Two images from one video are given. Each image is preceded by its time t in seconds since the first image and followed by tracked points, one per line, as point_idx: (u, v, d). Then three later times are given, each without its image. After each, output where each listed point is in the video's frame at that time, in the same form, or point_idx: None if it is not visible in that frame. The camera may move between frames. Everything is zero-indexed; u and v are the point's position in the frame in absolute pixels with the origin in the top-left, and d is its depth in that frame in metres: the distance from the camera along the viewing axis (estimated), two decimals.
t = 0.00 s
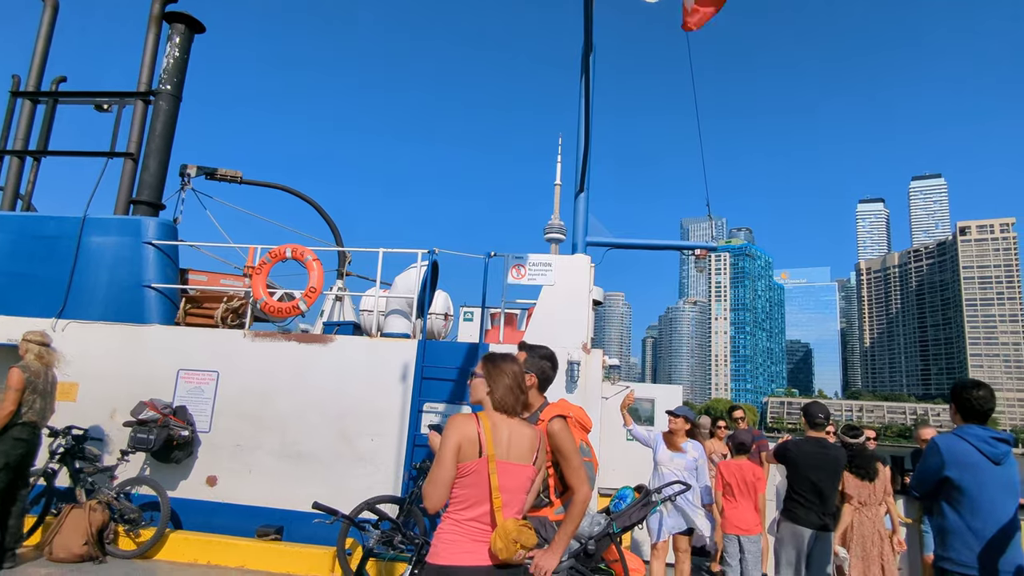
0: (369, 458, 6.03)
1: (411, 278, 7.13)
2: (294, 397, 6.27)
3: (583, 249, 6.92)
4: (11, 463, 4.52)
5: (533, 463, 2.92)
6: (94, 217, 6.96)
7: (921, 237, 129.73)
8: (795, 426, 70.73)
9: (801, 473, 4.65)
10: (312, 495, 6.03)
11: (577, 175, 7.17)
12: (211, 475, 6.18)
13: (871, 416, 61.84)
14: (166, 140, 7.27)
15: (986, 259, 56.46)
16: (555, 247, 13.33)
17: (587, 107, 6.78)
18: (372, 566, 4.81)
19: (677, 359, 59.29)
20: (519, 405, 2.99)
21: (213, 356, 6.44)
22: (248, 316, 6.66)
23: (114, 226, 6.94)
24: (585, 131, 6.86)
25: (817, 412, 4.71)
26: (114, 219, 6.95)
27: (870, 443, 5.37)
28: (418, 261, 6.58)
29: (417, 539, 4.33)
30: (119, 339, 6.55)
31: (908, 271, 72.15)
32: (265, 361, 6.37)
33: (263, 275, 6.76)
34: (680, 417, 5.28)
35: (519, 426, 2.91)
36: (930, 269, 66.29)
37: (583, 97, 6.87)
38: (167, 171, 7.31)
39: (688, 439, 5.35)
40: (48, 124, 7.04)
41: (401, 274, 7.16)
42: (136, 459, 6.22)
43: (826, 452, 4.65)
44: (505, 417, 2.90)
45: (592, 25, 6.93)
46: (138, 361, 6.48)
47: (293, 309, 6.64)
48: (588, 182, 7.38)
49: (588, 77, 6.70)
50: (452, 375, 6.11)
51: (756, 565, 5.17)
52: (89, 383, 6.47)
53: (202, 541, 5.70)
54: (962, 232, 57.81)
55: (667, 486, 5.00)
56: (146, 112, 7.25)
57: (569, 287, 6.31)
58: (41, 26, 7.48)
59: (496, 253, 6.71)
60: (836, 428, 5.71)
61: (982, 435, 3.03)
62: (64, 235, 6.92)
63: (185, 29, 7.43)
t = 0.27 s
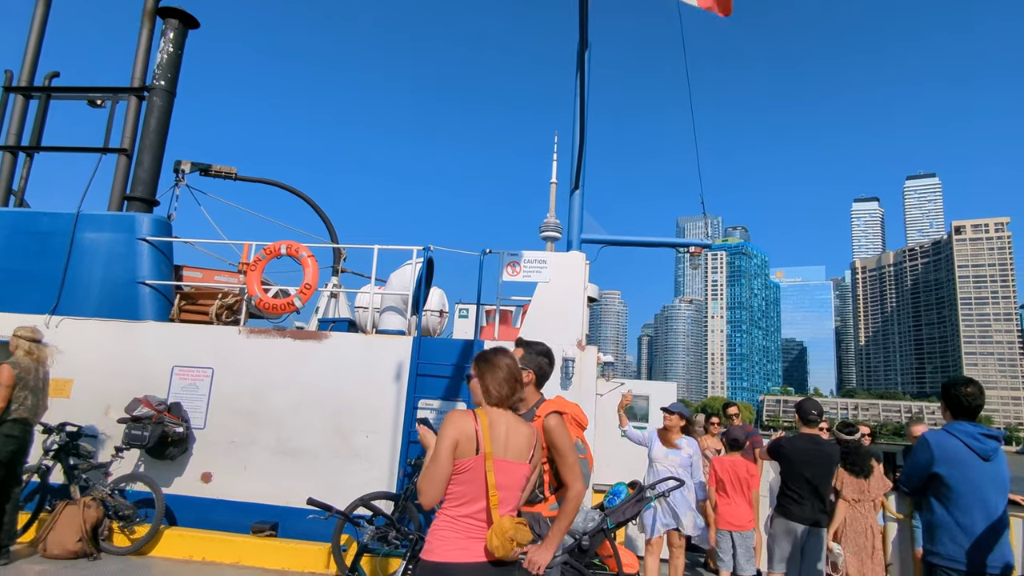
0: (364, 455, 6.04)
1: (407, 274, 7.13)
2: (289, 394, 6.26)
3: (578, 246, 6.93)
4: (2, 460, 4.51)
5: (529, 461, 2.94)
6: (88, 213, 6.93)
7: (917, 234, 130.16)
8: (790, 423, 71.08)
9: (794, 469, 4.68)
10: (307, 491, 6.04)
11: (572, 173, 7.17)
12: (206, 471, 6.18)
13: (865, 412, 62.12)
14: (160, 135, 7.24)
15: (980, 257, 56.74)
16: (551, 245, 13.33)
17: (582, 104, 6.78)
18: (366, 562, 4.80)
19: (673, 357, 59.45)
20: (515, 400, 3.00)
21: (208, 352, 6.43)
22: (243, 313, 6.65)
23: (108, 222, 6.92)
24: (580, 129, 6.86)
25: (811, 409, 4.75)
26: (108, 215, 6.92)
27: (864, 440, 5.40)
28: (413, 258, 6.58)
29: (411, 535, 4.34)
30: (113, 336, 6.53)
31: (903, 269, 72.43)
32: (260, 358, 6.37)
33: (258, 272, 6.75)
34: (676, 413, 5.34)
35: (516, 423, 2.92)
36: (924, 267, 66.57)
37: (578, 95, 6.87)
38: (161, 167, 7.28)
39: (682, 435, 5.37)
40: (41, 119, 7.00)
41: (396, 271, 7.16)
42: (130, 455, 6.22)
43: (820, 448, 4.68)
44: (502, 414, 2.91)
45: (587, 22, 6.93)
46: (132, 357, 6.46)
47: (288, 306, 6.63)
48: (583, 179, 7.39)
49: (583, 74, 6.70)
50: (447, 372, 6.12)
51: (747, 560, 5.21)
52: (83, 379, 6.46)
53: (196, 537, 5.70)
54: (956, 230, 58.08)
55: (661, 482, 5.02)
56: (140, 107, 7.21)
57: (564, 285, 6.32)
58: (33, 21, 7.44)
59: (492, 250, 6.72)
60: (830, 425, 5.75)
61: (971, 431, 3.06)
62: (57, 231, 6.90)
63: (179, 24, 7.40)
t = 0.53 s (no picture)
0: (357, 452, 6.04)
1: (400, 271, 7.12)
2: (282, 391, 6.25)
3: (571, 243, 6.94)
4: None
5: (524, 458, 2.95)
6: (79, 209, 6.88)
7: (909, 232, 130.91)
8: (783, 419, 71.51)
9: (785, 464, 4.72)
10: (301, 488, 6.04)
11: (565, 170, 7.18)
12: (199, 468, 6.17)
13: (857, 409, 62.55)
14: (151, 131, 7.20)
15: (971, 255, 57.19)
16: (545, 242, 13.34)
17: (576, 101, 6.79)
18: (359, 558, 4.80)
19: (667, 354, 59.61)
20: (508, 396, 3.03)
21: (200, 349, 6.41)
22: (235, 310, 6.63)
23: (99, 218, 6.87)
24: (573, 126, 6.86)
25: (802, 405, 4.76)
26: (98, 211, 6.88)
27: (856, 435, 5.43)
28: (406, 254, 6.58)
29: (404, 530, 4.35)
30: (105, 333, 6.50)
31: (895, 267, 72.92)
32: (253, 355, 6.36)
33: (251, 268, 6.73)
34: (669, 413, 5.35)
35: (510, 420, 2.93)
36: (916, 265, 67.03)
37: (571, 92, 6.87)
38: (152, 163, 7.24)
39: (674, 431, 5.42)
40: (31, 115, 6.94)
41: (389, 268, 7.15)
42: (122, 452, 6.20)
43: (811, 443, 4.71)
44: (496, 411, 2.92)
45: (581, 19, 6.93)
46: (124, 354, 6.43)
47: (281, 303, 6.62)
48: (576, 176, 7.40)
49: (577, 72, 6.70)
50: (441, 368, 6.13)
51: (738, 555, 5.26)
52: (74, 376, 6.42)
53: (189, 534, 5.69)
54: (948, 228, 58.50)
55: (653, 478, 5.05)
56: (131, 103, 7.17)
57: (557, 281, 6.33)
58: (22, 15, 7.37)
59: (485, 246, 6.72)
60: (821, 421, 5.78)
61: (958, 427, 3.11)
62: (47, 227, 6.85)
63: (171, 19, 7.35)
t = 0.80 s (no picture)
0: (351, 450, 6.04)
1: (394, 269, 7.12)
2: (276, 389, 6.24)
3: (565, 242, 6.96)
4: None
5: (518, 456, 2.95)
6: (70, 207, 6.84)
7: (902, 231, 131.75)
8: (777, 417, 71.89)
9: (777, 462, 4.76)
10: (295, 486, 6.03)
11: (559, 168, 7.19)
12: (192, 467, 6.15)
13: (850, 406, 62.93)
14: (143, 128, 7.16)
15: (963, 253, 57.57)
16: (539, 240, 13.35)
17: (570, 100, 6.79)
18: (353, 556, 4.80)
19: (661, 352, 59.76)
20: (499, 393, 3.04)
21: (194, 348, 6.39)
22: (229, 308, 6.61)
23: (90, 216, 6.83)
24: (567, 124, 6.87)
25: (795, 403, 4.81)
26: (90, 209, 6.84)
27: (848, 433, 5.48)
28: (401, 253, 6.57)
29: (398, 528, 4.36)
30: (97, 331, 6.47)
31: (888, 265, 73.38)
32: (246, 354, 6.34)
33: (244, 267, 6.71)
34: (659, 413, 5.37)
35: (504, 418, 2.94)
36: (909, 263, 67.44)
37: (565, 91, 6.88)
38: (145, 161, 7.20)
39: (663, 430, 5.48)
40: (21, 112, 6.89)
41: (383, 266, 7.14)
42: (115, 451, 6.17)
43: (803, 441, 4.75)
44: (489, 409, 2.92)
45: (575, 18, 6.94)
46: (117, 353, 6.41)
47: (274, 301, 6.60)
48: (570, 175, 7.41)
49: (570, 70, 6.71)
50: (434, 367, 6.14)
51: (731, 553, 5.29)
52: (66, 375, 6.39)
53: (182, 533, 5.68)
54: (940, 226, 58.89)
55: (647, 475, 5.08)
56: (123, 100, 7.12)
57: (551, 280, 6.34)
58: (13, 11, 7.31)
59: (479, 245, 6.73)
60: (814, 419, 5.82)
61: (945, 424, 3.15)
62: (38, 225, 6.81)
63: (163, 16, 7.31)
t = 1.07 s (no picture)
0: (346, 450, 6.04)
1: (389, 269, 7.11)
2: (271, 390, 6.23)
3: (560, 242, 6.98)
4: None
5: (512, 457, 2.97)
6: (63, 206, 6.80)
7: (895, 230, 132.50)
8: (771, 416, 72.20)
9: (770, 461, 4.79)
10: (290, 487, 6.03)
11: (554, 169, 7.20)
12: (186, 467, 6.14)
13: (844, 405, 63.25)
14: (137, 128, 7.13)
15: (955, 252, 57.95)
16: (535, 240, 13.35)
17: (564, 100, 6.80)
18: (349, 556, 4.80)
19: (656, 351, 59.89)
20: (492, 394, 3.05)
21: (188, 348, 6.38)
22: (223, 308, 6.60)
23: (83, 215, 6.80)
24: (562, 124, 6.88)
25: (788, 403, 4.84)
26: (83, 209, 6.81)
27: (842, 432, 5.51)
28: (395, 253, 6.57)
29: (393, 528, 4.36)
30: (90, 331, 6.44)
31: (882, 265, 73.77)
32: (241, 354, 6.33)
33: (239, 267, 6.70)
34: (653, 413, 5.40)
35: (497, 419, 2.95)
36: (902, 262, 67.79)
37: (560, 91, 6.89)
38: (138, 160, 7.17)
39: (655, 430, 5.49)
40: (13, 111, 6.85)
41: (378, 266, 7.14)
42: (109, 452, 6.15)
43: (796, 440, 4.78)
44: (483, 410, 2.93)
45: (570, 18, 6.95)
46: (110, 353, 6.38)
47: (269, 301, 6.59)
48: (565, 175, 7.42)
49: (566, 71, 6.73)
50: (429, 367, 6.15)
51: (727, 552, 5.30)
52: (59, 376, 6.36)
53: (177, 534, 5.67)
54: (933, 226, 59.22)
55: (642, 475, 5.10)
56: (117, 99, 7.09)
57: (546, 280, 6.36)
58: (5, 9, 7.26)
59: (474, 245, 6.73)
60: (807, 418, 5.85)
61: (931, 422, 3.22)
62: (31, 225, 6.77)
63: (156, 15, 7.27)
